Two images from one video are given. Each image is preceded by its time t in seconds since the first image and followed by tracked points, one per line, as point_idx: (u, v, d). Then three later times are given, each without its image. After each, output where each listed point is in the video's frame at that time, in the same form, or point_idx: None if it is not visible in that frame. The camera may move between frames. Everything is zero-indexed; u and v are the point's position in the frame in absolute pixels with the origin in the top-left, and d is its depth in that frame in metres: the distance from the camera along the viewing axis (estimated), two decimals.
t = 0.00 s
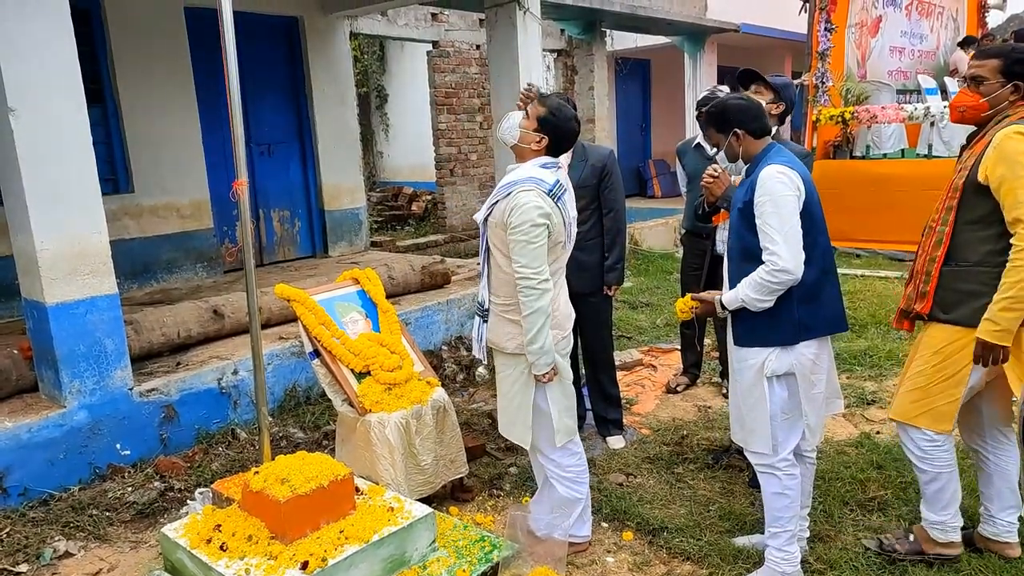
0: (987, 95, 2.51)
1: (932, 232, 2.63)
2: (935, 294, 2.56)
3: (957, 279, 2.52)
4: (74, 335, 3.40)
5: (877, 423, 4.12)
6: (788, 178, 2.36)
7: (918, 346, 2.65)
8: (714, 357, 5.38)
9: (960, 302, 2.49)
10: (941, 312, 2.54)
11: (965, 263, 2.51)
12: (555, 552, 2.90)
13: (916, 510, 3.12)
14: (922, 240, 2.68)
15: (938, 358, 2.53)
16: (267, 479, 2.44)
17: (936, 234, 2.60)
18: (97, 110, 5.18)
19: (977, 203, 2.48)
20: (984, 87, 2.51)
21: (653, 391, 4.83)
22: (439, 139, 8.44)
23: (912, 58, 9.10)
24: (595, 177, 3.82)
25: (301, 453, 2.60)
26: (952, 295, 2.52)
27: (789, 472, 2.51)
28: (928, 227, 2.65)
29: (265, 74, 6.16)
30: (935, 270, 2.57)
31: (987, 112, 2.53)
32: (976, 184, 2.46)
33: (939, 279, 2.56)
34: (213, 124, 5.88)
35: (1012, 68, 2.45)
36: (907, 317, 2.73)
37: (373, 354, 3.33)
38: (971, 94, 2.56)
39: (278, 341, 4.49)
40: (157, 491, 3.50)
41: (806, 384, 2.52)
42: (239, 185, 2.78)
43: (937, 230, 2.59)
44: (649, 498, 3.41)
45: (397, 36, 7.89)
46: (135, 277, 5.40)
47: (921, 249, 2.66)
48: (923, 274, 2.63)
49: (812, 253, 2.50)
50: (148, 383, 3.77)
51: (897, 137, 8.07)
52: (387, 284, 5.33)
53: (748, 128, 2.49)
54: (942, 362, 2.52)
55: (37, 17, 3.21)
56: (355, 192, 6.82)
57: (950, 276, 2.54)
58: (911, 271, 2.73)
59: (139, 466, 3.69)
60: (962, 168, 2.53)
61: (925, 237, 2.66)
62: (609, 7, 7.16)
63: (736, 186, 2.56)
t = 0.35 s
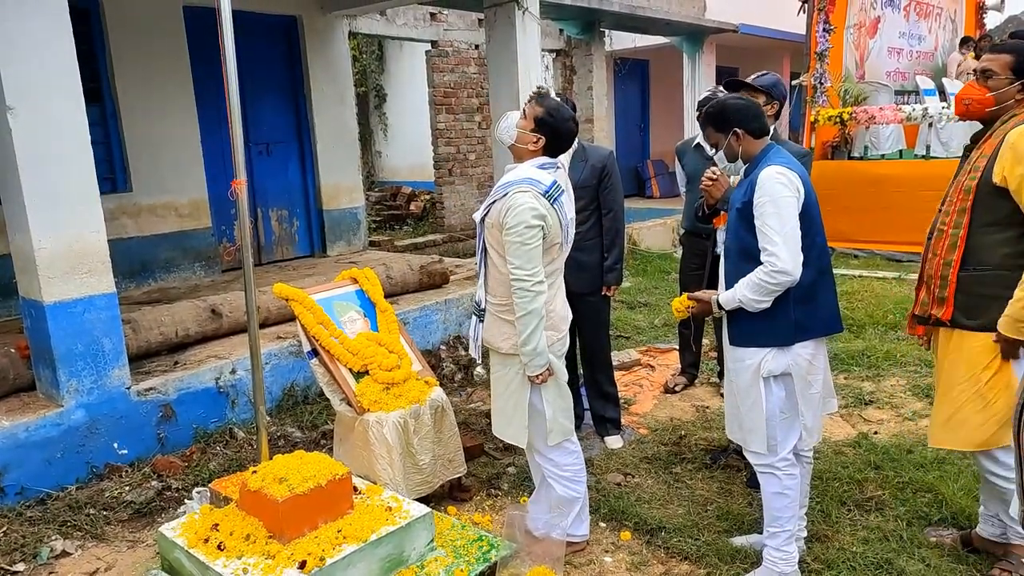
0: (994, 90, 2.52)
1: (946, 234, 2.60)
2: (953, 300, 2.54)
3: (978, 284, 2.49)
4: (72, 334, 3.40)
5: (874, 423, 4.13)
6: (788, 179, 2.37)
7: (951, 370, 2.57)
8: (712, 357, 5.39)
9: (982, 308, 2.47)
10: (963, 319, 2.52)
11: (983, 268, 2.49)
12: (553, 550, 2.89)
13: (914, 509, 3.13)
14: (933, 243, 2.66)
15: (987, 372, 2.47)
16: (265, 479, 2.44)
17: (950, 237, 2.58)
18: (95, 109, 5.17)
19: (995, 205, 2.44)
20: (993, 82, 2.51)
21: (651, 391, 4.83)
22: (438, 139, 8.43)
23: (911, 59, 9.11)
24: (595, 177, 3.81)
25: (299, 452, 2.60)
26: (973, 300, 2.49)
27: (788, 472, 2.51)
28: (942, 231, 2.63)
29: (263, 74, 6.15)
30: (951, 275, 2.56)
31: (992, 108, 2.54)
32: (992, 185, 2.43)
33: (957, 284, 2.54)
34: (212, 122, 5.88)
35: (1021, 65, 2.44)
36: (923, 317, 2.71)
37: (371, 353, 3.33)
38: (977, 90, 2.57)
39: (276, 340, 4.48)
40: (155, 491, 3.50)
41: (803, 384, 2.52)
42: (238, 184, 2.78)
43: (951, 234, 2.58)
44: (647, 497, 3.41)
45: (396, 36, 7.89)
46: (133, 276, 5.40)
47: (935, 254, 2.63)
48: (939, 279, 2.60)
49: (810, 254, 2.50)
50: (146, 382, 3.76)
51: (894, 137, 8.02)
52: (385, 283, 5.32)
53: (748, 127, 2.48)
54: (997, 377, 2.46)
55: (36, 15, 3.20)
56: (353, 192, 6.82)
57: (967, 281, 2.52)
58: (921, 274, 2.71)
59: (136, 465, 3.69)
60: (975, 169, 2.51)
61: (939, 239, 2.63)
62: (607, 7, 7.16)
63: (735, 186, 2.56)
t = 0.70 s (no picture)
0: (1006, 85, 2.45)
1: (971, 238, 2.53)
2: (981, 307, 2.49)
3: (1009, 289, 2.44)
4: (68, 333, 3.39)
5: (871, 421, 4.14)
6: (792, 179, 2.37)
7: (988, 380, 2.51)
8: (710, 355, 5.39)
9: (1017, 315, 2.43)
10: (993, 325, 2.47)
11: (1015, 273, 2.43)
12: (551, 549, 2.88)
13: (911, 506, 3.14)
14: (952, 248, 2.59)
15: None
16: (262, 477, 2.43)
17: (976, 241, 2.52)
18: (90, 107, 5.16)
19: None
20: (1004, 76, 2.44)
21: (649, 389, 4.84)
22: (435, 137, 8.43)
23: (907, 57, 9.13)
24: (592, 175, 3.81)
25: (296, 451, 2.60)
26: (1007, 307, 2.44)
27: (787, 470, 2.52)
28: (965, 234, 2.54)
29: (260, 72, 6.14)
30: (980, 281, 2.50)
31: (1005, 103, 2.46)
32: None
33: (987, 290, 2.48)
34: (209, 120, 5.86)
35: None
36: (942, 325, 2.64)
37: (368, 352, 3.33)
38: (988, 85, 2.49)
39: (273, 338, 4.47)
40: (151, 490, 3.49)
41: (800, 384, 2.52)
42: (234, 182, 2.77)
43: (978, 238, 2.50)
44: (644, 495, 3.41)
45: (393, 34, 7.89)
46: (129, 274, 5.38)
47: (959, 258, 2.56)
48: (965, 284, 2.54)
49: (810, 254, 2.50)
50: (143, 380, 3.76)
51: (892, 135, 8.01)
52: (382, 282, 5.32)
53: (752, 124, 2.48)
54: None
55: (31, 13, 3.19)
56: (350, 190, 6.81)
57: (998, 288, 2.46)
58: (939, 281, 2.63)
59: (133, 464, 3.68)
60: (1005, 169, 2.44)
61: (961, 243, 2.55)
62: (604, 5, 7.16)
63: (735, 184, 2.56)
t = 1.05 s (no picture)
0: None
1: (990, 244, 2.38)
2: (999, 313, 2.36)
3: None
4: (64, 331, 3.38)
5: (868, 418, 4.14)
6: (797, 180, 2.36)
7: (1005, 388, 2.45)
8: (707, 352, 5.39)
9: None
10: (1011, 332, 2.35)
11: None
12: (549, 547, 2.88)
13: (908, 502, 3.14)
14: (969, 253, 2.44)
15: None
16: (258, 475, 2.43)
17: (995, 248, 2.37)
18: (86, 104, 5.14)
19: None
20: None
21: (646, 387, 4.84)
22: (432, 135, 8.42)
23: (904, 54, 9.14)
24: (588, 172, 3.81)
25: (293, 449, 2.59)
26: None
27: (786, 468, 2.52)
28: (983, 239, 2.40)
29: (256, 70, 6.13)
30: (998, 288, 2.36)
31: None
32: None
33: (1006, 297, 2.34)
34: (205, 118, 5.85)
35: None
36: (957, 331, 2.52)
37: (365, 349, 3.33)
38: (1009, 79, 2.32)
39: (270, 336, 4.46)
40: (148, 488, 3.48)
41: (799, 382, 2.52)
42: (230, 180, 2.76)
43: (997, 245, 2.35)
44: (641, 492, 3.42)
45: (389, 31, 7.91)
46: (125, 272, 5.37)
47: (977, 263, 2.41)
48: (982, 291, 2.40)
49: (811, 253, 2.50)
50: (139, 378, 3.75)
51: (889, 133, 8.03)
52: (380, 280, 5.31)
53: (756, 120, 2.48)
54: None
55: (26, 10, 3.18)
56: (347, 188, 6.79)
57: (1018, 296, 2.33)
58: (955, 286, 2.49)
59: (130, 463, 3.68)
60: None
61: (979, 248, 2.41)
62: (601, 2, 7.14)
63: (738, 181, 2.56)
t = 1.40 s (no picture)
0: None
1: (1004, 239, 2.38)
2: (1013, 307, 2.37)
3: None
4: (65, 330, 3.38)
5: (870, 415, 4.14)
6: (803, 179, 2.35)
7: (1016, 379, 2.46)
8: (708, 350, 5.38)
9: None
10: None
11: None
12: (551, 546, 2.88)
13: (909, 500, 3.14)
14: (982, 247, 2.44)
15: None
16: (259, 474, 2.43)
17: (1010, 242, 2.37)
18: (87, 103, 5.14)
19: None
20: None
21: (647, 385, 4.84)
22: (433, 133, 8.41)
23: (905, 51, 9.12)
24: (587, 170, 3.80)
25: (295, 447, 2.60)
26: None
27: (788, 467, 2.52)
28: (997, 234, 2.40)
29: (257, 69, 6.13)
30: (1013, 284, 2.36)
31: None
32: None
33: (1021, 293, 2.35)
34: (206, 117, 5.85)
35: None
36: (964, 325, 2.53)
37: (366, 348, 3.33)
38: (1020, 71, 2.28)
39: (271, 335, 4.46)
40: (149, 487, 3.49)
41: (800, 381, 2.52)
42: (230, 179, 2.76)
43: (1013, 239, 2.36)
44: (643, 491, 3.41)
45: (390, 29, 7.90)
46: (126, 271, 5.37)
47: (992, 258, 2.41)
48: (995, 286, 2.41)
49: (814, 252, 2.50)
50: (140, 377, 3.75)
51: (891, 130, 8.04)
52: (381, 278, 5.31)
53: (763, 116, 2.47)
54: None
55: (26, 9, 3.17)
56: (348, 186, 6.78)
57: None
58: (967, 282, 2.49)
59: (131, 462, 3.68)
60: None
61: (993, 242, 2.41)
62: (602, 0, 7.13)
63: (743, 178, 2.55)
